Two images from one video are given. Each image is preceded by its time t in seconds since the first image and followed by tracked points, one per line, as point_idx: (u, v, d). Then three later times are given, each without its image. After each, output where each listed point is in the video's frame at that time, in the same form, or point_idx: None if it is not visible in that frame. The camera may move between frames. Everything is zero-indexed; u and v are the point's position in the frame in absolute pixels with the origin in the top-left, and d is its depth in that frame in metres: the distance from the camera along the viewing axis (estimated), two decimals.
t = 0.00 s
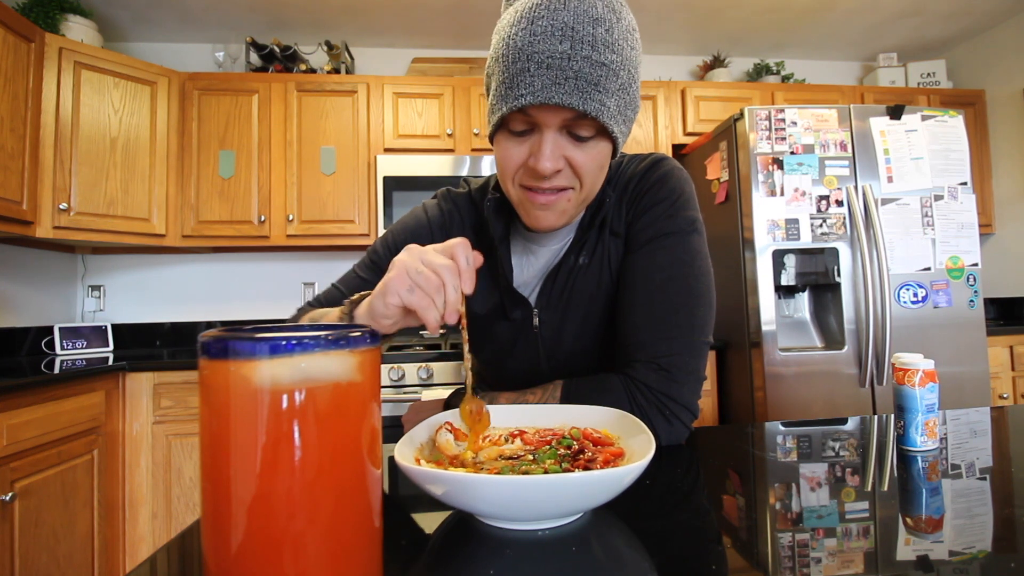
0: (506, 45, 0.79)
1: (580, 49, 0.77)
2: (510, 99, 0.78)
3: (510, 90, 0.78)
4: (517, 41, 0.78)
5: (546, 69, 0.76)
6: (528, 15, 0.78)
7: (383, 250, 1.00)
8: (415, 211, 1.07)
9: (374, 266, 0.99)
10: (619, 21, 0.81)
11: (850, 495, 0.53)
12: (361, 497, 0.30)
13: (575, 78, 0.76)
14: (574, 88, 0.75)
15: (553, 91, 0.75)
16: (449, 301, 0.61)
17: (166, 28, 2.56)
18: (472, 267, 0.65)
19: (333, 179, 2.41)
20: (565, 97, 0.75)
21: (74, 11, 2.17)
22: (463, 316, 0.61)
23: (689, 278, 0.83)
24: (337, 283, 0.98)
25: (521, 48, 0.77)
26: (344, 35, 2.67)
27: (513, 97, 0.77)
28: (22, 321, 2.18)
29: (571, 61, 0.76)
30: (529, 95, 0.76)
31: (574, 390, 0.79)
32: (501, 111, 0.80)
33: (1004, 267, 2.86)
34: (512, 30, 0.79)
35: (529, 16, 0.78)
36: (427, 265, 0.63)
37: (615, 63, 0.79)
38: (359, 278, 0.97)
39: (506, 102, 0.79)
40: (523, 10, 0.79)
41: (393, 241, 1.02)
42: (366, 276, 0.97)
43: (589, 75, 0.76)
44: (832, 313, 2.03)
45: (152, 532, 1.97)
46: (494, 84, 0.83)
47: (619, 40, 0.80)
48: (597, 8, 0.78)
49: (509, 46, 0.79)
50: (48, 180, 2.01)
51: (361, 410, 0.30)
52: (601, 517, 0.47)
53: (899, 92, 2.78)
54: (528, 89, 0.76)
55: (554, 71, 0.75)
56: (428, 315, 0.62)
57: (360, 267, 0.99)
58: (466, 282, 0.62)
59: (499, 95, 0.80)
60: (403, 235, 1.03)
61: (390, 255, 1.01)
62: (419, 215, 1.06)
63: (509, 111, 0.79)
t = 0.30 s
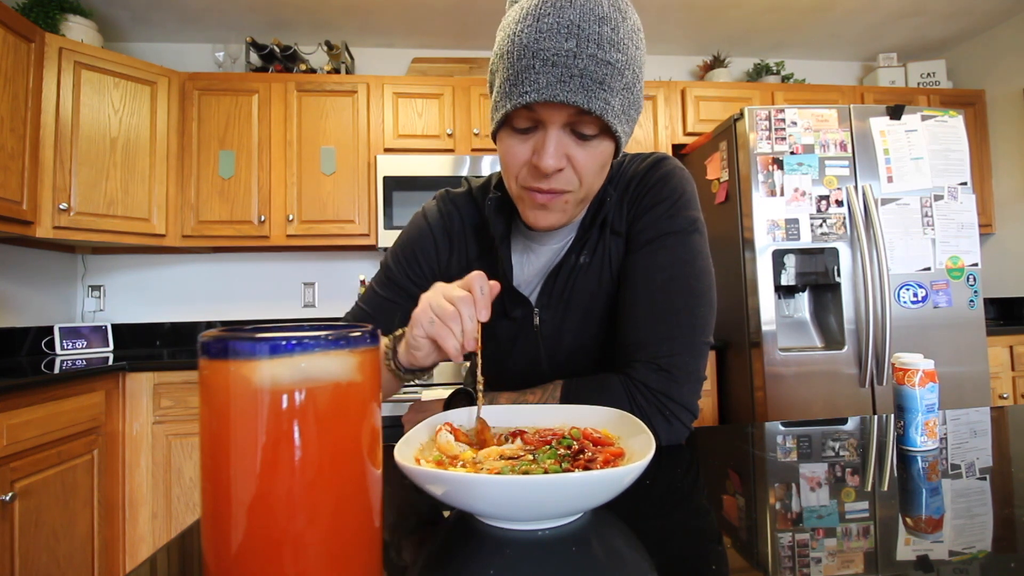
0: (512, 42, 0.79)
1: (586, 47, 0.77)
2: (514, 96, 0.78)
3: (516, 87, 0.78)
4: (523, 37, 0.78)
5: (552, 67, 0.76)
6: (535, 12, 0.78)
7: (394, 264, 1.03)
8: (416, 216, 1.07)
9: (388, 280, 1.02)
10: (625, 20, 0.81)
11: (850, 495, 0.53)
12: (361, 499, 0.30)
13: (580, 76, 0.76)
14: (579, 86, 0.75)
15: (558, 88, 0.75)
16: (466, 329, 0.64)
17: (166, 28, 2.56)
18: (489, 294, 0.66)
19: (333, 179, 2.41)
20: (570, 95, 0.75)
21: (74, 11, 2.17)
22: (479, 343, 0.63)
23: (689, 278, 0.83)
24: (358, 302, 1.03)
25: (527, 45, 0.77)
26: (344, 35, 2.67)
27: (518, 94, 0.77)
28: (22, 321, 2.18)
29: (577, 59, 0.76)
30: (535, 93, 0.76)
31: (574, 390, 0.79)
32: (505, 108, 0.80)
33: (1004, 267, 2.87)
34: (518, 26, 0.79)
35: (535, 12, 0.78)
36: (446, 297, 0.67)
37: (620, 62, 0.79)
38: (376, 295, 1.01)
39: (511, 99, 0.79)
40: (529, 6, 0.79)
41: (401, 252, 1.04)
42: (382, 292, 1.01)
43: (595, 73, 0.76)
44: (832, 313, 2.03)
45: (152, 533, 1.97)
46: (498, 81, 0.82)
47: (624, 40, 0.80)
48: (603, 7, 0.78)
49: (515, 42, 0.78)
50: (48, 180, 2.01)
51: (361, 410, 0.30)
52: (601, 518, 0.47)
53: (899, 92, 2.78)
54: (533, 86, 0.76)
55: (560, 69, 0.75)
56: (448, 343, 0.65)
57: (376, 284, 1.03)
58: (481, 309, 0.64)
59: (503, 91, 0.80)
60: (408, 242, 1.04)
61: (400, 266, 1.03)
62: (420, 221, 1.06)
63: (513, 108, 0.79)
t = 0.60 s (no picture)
0: (512, 45, 0.79)
1: (586, 50, 0.77)
2: (515, 100, 0.78)
3: (516, 91, 0.78)
4: (522, 41, 0.78)
5: (552, 70, 0.76)
6: (534, 15, 0.78)
7: (396, 261, 1.04)
8: (418, 214, 1.07)
9: (390, 277, 1.04)
10: (624, 21, 0.81)
11: (850, 495, 0.53)
12: (361, 501, 0.30)
13: (579, 79, 0.76)
14: (578, 89, 0.76)
15: (558, 92, 0.75)
16: (474, 335, 0.64)
17: (167, 28, 2.56)
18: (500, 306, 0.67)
19: (333, 179, 2.41)
20: (570, 99, 0.75)
21: (74, 11, 2.17)
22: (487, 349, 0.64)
23: (690, 278, 0.83)
24: (362, 297, 1.05)
25: (526, 49, 0.77)
26: (344, 35, 2.67)
27: (518, 98, 0.78)
28: (22, 321, 2.18)
29: (577, 63, 0.76)
30: (535, 96, 0.76)
31: (575, 390, 0.79)
32: (506, 111, 0.80)
33: (1004, 267, 2.87)
34: (517, 30, 0.79)
35: (534, 15, 0.78)
36: (457, 306, 0.68)
37: (619, 64, 0.79)
38: (381, 294, 1.03)
39: (511, 102, 0.79)
40: (528, 9, 0.78)
41: (403, 249, 1.05)
42: (384, 289, 1.04)
43: (594, 76, 0.77)
44: (832, 313, 2.03)
45: (152, 533, 1.97)
46: (498, 83, 0.82)
47: (623, 41, 0.80)
48: (602, 9, 0.78)
49: (514, 46, 0.79)
50: (48, 180, 2.01)
51: (362, 410, 0.30)
52: (601, 518, 0.47)
53: (899, 92, 2.78)
54: (533, 90, 0.76)
55: (560, 73, 0.76)
56: (456, 348, 0.64)
57: (378, 280, 1.05)
58: (491, 319, 0.65)
59: (504, 94, 0.80)
60: (410, 240, 1.05)
61: (403, 264, 1.04)
62: (422, 219, 1.06)
63: (513, 111, 0.79)
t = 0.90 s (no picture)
0: (504, 43, 0.80)
1: (576, 45, 0.77)
2: (507, 96, 0.78)
3: (507, 87, 0.78)
4: (513, 38, 0.78)
5: (542, 65, 0.76)
6: (525, 13, 0.78)
7: (399, 258, 1.04)
8: (421, 212, 1.07)
9: (393, 274, 1.04)
10: (616, 18, 0.80)
11: (850, 495, 0.53)
12: (361, 502, 0.30)
13: (569, 74, 0.76)
14: (568, 84, 0.76)
15: (548, 87, 0.75)
16: (483, 348, 0.64)
17: (167, 28, 2.56)
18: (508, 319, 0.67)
19: (333, 179, 2.41)
20: (559, 93, 0.75)
21: (74, 11, 2.17)
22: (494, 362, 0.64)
23: (689, 279, 0.83)
24: (366, 296, 1.05)
25: (518, 45, 0.77)
26: (343, 35, 2.67)
27: (510, 94, 0.78)
28: (22, 321, 2.18)
29: (567, 57, 0.76)
30: (525, 91, 0.76)
31: (575, 390, 0.79)
32: (499, 108, 0.81)
33: (1004, 267, 2.87)
34: (509, 29, 0.80)
35: (525, 14, 0.78)
36: (467, 316, 0.67)
37: (611, 60, 0.79)
38: (385, 290, 1.03)
39: (503, 99, 0.79)
40: (521, 8, 0.79)
41: (406, 246, 1.05)
42: (387, 287, 1.03)
43: (584, 71, 0.76)
44: (832, 313, 2.03)
45: (152, 532, 1.97)
46: (493, 81, 0.83)
47: (615, 38, 0.80)
48: (593, 6, 0.78)
49: (507, 43, 0.79)
50: (48, 179, 2.01)
51: (362, 410, 0.30)
52: (601, 518, 0.47)
53: (899, 92, 2.78)
54: (524, 85, 0.76)
55: (549, 67, 0.76)
56: (466, 360, 0.65)
57: (382, 278, 1.05)
58: (500, 333, 0.65)
59: (497, 92, 0.81)
60: (413, 238, 1.05)
61: (406, 261, 1.04)
62: (425, 217, 1.06)
63: (505, 108, 0.79)
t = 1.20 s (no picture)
0: (500, 45, 0.80)
1: (571, 46, 0.77)
2: (504, 97, 0.79)
3: (504, 88, 0.78)
4: (510, 39, 0.78)
5: (538, 66, 0.76)
6: (521, 14, 0.78)
7: (405, 259, 1.04)
8: (424, 212, 1.07)
9: (400, 275, 1.04)
10: (612, 17, 0.80)
11: (850, 495, 0.53)
12: (361, 502, 0.30)
13: (565, 75, 0.76)
14: (564, 84, 0.76)
15: (544, 88, 0.75)
16: (475, 355, 0.65)
17: (167, 28, 2.56)
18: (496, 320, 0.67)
19: (333, 179, 2.41)
20: (555, 94, 0.75)
21: (74, 11, 2.17)
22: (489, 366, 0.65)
23: (689, 279, 0.83)
24: (376, 299, 1.05)
25: (514, 46, 0.78)
26: (344, 35, 2.67)
27: (507, 95, 0.78)
28: (22, 321, 2.18)
29: (563, 58, 0.76)
30: (522, 93, 0.76)
31: (574, 389, 0.79)
32: (496, 109, 0.81)
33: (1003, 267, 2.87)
34: (506, 30, 0.80)
35: (521, 15, 0.78)
36: (456, 328, 0.68)
37: (606, 59, 0.79)
38: (393, 291, 1.03)
39: (500, 100, 0.79)
40: (517, 10, 0.79)
41: (412, 246, 1.05)
42: (396, 287, 1.03)
43: (580, 71, 0.76)
44: (832, 313, 2.03)
45: (151, 532, 1.97)
46: (491, 82, 0.83)
47: (611, 37, 0.80)
48: (589, 6, 0.78)
49: (504, 45, 0.79)
50: (48, 179, 2.01)
51: (362, 410, 0.30)
52: (600, 516, 0.47)
53: (899, 92, 2.78)
54: (521, 86, 0.76)
55: (545, 69, 0.76)
56: (461, 372, 0.65)
57: (390, 279, 1.05)
58: (488, 336, 0.65)
59: (495, 93, 0.81)
60: (418, 238, 1.05)
61: (412, 261, 1.04)
62: (429, 217, 1.06)
63: (502, 109, 0.80)
